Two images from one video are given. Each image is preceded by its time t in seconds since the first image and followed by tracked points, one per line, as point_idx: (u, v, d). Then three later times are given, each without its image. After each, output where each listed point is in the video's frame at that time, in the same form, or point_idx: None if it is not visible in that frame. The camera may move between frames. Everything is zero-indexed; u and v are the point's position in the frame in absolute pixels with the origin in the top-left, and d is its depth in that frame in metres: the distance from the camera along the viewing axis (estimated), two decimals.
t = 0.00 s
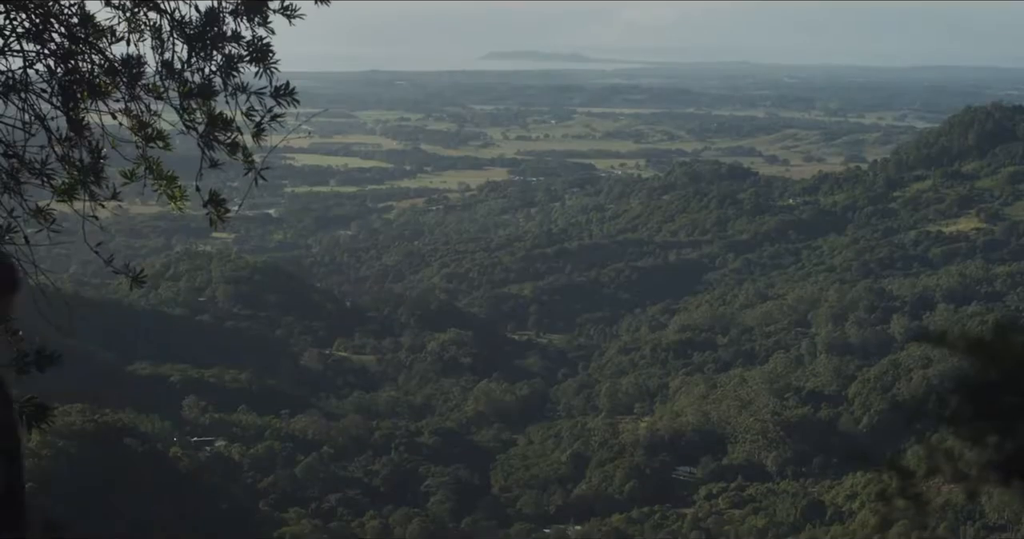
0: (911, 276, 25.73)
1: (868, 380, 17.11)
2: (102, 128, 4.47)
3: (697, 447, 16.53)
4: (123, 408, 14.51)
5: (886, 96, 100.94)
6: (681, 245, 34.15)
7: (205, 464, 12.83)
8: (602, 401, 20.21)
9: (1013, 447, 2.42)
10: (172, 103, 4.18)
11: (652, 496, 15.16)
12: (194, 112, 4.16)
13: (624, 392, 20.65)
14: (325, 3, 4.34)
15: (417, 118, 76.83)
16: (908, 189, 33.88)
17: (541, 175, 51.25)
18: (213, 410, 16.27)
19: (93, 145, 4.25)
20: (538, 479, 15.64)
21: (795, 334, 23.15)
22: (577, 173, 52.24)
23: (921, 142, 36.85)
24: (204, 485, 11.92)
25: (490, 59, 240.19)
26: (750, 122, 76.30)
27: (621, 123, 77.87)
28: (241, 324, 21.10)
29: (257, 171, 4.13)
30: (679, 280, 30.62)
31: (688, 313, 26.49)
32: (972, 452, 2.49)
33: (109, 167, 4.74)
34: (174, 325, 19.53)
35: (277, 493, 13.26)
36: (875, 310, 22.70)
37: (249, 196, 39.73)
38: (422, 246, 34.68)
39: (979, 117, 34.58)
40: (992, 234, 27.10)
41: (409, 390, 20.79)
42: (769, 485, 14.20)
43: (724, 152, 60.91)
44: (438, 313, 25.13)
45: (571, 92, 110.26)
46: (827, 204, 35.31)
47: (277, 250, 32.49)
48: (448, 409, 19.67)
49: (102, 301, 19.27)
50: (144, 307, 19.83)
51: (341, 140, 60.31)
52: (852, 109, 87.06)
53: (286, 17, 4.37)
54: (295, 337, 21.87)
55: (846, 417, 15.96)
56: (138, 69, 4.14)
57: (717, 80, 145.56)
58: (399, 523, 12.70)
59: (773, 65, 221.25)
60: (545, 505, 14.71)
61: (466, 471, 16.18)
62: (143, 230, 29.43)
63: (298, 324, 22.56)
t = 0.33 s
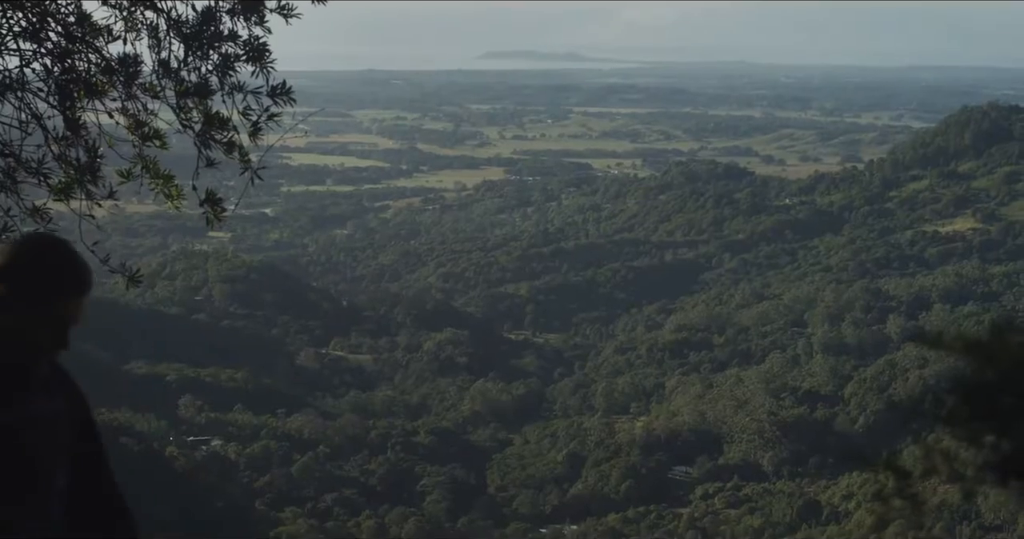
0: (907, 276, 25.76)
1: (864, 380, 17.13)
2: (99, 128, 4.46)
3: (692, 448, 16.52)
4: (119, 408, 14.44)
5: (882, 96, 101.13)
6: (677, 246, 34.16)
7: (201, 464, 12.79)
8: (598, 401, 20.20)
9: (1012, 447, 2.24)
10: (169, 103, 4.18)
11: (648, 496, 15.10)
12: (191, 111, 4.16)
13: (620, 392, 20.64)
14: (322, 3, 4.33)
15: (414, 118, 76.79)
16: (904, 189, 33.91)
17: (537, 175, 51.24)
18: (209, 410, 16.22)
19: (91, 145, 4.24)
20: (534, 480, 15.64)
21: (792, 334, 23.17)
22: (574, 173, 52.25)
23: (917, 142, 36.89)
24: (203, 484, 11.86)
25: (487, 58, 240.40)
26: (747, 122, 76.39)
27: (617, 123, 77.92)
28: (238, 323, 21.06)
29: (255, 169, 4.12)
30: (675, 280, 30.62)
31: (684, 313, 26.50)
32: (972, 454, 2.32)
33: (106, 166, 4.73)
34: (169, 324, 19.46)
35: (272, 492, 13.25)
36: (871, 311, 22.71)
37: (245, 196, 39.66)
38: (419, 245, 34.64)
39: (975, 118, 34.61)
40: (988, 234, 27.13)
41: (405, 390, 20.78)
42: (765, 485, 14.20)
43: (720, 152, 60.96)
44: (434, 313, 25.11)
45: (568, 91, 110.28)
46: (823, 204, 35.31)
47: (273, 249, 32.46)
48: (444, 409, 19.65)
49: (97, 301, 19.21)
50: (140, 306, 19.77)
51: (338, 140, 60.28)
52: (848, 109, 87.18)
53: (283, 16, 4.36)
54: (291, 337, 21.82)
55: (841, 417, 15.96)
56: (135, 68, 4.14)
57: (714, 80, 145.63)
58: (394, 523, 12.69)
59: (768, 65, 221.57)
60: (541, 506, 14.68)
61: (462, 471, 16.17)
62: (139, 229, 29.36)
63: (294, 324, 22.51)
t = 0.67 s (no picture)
0: (902, 278, 25.82)
1: (860, 382, 17.16)
2: (95, 128, 4.46)
3: (687, 449, 16.56)
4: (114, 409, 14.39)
5: (878, 98, 101.28)
6: (673, 247, 34.18)
7: (197, 464, 12.75)
8: (594, 402, 20.22)
9: (1007, 451, 2.08)
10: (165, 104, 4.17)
11: (644, 497, 15.08)
12: (188, 111, 4.15)
13: (616, 393, 20.67)
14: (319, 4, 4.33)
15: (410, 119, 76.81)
16: (900, 192, 33.98)
17: (533, 177, 51.35)
18: (204, 410, 16.19)
19: (87, 146, 4.23)
20: (529, 481, 15.65)
21: (787, 335, 23.21)
22: (569, 175, 52.28)
23: (913, 144, 36.96)
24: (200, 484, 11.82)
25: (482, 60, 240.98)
26: (743, 124, 76.51)
27: (613, 125, 78.01)
28: (234, 323, 21.04)
29: (252, 171, 4.12)
30: (671, 281, 30.66)
31: (680, 315, 26.54)
32: (970, 457, 2.15)
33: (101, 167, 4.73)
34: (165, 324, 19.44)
35: (268, 494, 13.24)
36: (866, 313, 22.78)
37: (241, 197, 39.66)
38: (414, 247, 34.66)
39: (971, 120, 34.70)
40: (984, 236, 27.20)
41: (401, 391, 20.77)
42: (760, 486, 14.21)
43: (716, 153, 61.04)
44: (430, 313, 25.13)
45: (564, 92, 110.41)
46: (819, 206, 35.42)
47: (269, 250, 32.44)
48: (439, 410, 19.63)
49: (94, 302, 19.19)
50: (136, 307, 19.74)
51: (334, 140, 60.31)
52: (844, 111, 87.38)
53: (279, 17, 4.35)
54: (287, 338, 21.83)
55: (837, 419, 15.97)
56: (131, 68, 4.11)
57: (710, 81, 145.87)
58: (389, 524, 12.69)
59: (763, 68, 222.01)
60: (537, 507, 14.66)
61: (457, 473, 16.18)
62: (135, 230, 29.35)
63: (290, 325, 22.51)
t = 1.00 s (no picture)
0: (898, 280, 25.89)
1: (855, 384, 17.18)
2: (91, 130, 4.45)
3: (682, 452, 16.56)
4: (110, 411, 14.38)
5: (873, 101, 101.51)
6: (668, 249, 34.24)
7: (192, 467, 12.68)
8: (589, 404, 20.23)
9: (1009, 453, 1.79)
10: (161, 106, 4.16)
11: (640, 499, 15.05)
12: (184, 114, 4.14)
13: (611, 396, 20.68)
14: (314, 7, 4.32)
15: (405, 121, 76.85)
16: (895, 194, 34.07)
17: (528, 179, 51.42)
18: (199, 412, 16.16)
19: (83, 148, 4.24)
20: (525, 482, 15.63)
21: (782, 337, 23.26)
22: (565, 177, 52.37)
23: (908, 146, 37.06)
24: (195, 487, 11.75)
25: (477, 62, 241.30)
26: (739, 126, 76.68)
27: (609, 127, 78.14)
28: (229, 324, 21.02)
29: (247, 173, 4.11)
30: (667, 283, 30.69)
31: (675, 317, 26.59)
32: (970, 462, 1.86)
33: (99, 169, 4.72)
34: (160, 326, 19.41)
35: (262, 496, 13.21)
36: (862, 315, 22.82)
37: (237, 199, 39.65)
38: (410, 249, 34.68)
39: (966, 121, 34.78)
40: (980, 237, 27.26)
41: (397, 393, 20.74)
42: (756, 488, 14.20)
43: (711, 156, 61.16)
44: (426, 315, 25.14)
45: (559, 94, 110.60)
46: (814, 208, 35.49)
47: (265, 253, 32.46)
48: (434, 412, 19.61)
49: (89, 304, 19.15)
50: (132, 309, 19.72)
51: (329, 143, 60.36)
52: (839, 113, 87.68)
53: (275, 20, 4.34)
54: (282, 340, 21.81)
55: (832, 421, 15.99)
56: (127, 72, 4.14)
57: (706, 83, 146.25)
58: (385, 526, 12.65)
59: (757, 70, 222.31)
60: (533, 509, 14.63)
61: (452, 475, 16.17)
62: (130, 232, 29.33)
63: (285, 327, 22.49)
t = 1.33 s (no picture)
0: (892, 276, 25.94)
1: (850, 382, 17.20)
2: (85, 128, 4.44)
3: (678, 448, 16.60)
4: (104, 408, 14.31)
5: (866, 97, 101.54)
6: (663, 246, 34.23)
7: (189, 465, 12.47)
8: (584, 402, 20.25)
9: (1006, 450, 1.91)
10: (157, 103, 4.14)
11: (636, 493, 15.00)
12: (179, 111, 4.15)
13: (606, 393, 20.71)
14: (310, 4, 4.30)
15: (399, 118, 76.76)
16: (890, 190, 34.11)
17: (523, 176, 51.41)
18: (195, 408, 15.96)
19: (78, 146, 4.24)
20: (520, 479, 15.62)
21: (778, 334, 23.28)
22: (560, 173, 52.35)
23: (902, 142, 37.12)
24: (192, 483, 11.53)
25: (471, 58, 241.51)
26: (733, 123, 76.71)
27: (603, 124, 78.16)
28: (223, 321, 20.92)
29: (243, 170, 4.08)
30: (662, 279, 30.71)
31: (670, 314, 26.62)
32: (969, 454, 1.98)
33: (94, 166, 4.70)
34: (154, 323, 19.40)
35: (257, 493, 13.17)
36: (857, 312, 22.85)
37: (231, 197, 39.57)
38: (405, 246, 34.63)
39: (960, 118, 34.80)
40: (975, 233, 27.28)
41: (392, 390, 20.71)
42: (751, 485, 14.18)
43: (706, 152, 61.16)
44: (421, 311, 25.14)
45: (554, 91, 110.50)
46: (809, 205, 35.53)
47: (259, 249, 32.39)
48: (429, 409, 19.60)
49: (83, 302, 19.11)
50: (126, 306, 19.68)
51: (324, 139, 60.27)
52: (833, 110, 87.77)
53: (272, 16, 4.33)
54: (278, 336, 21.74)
55: (827, 418, 15.99)
56: (122, 67, 4.12)
57: (700, 80, 146.36)
58: (380, 522, 12.58)
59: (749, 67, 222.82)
60: (528, 504, 14.60)
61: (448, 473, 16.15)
62: (125, 229, 29.26)
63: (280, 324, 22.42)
